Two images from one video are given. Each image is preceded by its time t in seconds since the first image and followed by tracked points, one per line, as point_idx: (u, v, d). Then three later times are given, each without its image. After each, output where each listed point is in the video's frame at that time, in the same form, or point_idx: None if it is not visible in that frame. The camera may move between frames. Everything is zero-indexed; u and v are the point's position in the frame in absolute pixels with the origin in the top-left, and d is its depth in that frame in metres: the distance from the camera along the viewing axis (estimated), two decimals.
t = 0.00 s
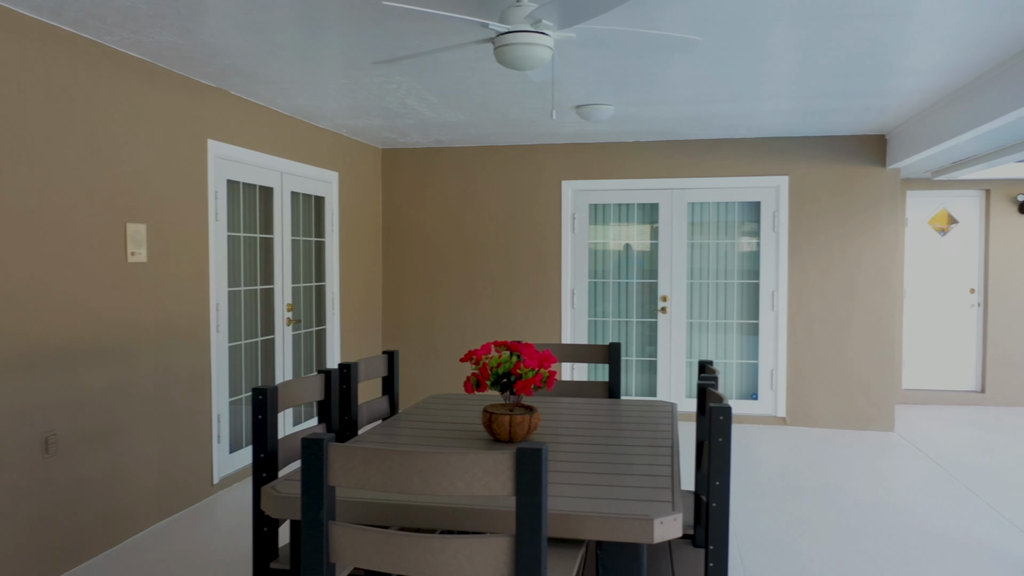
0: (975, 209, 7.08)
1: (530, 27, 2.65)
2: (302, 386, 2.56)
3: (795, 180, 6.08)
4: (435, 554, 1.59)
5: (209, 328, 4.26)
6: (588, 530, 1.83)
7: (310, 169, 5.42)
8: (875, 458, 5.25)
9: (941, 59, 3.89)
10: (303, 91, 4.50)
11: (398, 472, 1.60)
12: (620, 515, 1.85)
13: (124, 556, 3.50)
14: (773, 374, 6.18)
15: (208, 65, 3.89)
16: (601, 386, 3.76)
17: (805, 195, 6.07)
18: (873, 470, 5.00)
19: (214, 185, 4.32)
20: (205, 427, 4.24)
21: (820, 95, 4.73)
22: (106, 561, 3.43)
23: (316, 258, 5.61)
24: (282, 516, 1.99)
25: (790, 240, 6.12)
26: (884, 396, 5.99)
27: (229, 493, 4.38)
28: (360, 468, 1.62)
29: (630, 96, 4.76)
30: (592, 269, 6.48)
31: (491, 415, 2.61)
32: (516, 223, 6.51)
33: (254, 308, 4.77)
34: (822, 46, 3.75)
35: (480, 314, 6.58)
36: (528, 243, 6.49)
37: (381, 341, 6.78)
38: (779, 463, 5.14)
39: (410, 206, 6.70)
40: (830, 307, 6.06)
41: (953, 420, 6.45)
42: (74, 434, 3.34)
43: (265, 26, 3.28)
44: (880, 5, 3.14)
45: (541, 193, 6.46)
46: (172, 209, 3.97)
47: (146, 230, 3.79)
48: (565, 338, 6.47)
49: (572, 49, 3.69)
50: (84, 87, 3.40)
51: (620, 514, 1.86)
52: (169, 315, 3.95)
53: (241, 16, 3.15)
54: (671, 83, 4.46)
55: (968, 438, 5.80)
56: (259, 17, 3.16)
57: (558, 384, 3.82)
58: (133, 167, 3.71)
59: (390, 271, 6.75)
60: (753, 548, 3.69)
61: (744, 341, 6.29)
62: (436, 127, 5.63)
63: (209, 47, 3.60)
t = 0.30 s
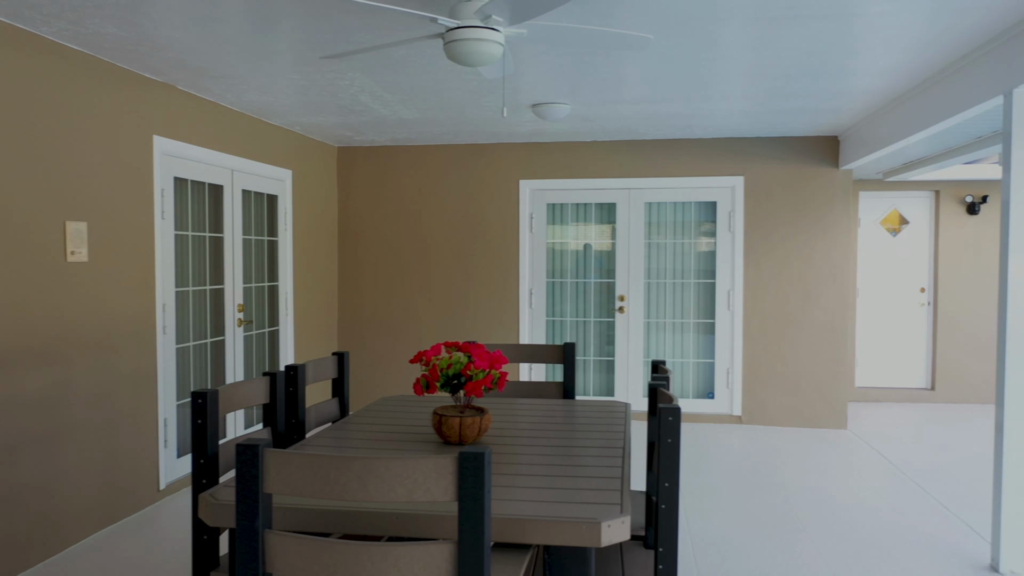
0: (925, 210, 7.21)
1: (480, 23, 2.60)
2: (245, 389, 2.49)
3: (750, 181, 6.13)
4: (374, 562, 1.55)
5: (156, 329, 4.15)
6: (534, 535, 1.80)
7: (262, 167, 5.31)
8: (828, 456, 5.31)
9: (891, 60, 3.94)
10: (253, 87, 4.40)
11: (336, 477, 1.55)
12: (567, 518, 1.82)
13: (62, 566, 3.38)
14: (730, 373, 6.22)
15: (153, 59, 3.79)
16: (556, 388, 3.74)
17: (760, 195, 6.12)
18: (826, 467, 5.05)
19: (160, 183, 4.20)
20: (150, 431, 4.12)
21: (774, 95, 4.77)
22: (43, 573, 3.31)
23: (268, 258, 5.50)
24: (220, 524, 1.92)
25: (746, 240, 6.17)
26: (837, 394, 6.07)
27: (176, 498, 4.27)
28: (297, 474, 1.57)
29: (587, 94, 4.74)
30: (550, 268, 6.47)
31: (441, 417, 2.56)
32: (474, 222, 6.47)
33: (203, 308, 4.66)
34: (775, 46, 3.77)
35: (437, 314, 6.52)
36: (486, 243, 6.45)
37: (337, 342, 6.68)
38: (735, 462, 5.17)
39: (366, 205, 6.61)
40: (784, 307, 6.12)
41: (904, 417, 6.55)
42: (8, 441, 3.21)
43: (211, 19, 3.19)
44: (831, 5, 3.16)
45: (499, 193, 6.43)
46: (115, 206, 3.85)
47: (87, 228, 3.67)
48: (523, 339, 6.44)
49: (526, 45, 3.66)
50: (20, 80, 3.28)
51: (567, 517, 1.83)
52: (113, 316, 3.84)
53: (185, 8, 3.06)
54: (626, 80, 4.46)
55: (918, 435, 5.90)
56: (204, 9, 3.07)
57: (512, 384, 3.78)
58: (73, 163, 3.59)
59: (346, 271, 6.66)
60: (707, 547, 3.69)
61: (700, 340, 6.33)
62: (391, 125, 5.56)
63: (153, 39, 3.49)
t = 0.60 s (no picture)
0: (880, 212, 7.33)
1: (432, 19, 2.54)
2: (189, 393, 2.42)
3: (709, 181, 6.17)
4: (313, 572, 1.50)
5: (102, 331, 4.04)
6: (481, 540, 1.77)
7: (215, 165, 5.21)
8: (785, 454, 5.35)
9: (844, 62, 3.98)
10: (205, 83, 4.31)
11: (273, 486, 1.50)
12: (515, 523, 1.79)
13: None
14: (689, 373, 6.25)
15: (98, 53, 3.68)
16: (512, 389, 3.71)
17: (718, 196, 6.16)
18: (783, 465, 5.09)
19: (107, 181, 4.09)
20: (97, 436, 4.01)
21: (731, 96, 4.79)
22: None
23: (222, 258, 5.40)
24: (156, 534, 1.86)
25: (704, 240, 6.20)
26: (794, 393, 6.13)
27: (124, 505, 4.15)
28: (233, 483, 1.51)
29: (545, 93, 4.72)
30: (510, 268, 6.44)
31: (392, 419, 2.51)
32: (433, 222, 6.41)
33: (154, 310, 4.55)
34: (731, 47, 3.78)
35: (396, 314, 6.46)
36: (446, 244, 6.40)
37: (295, 343, 6.58)
38: (693, 461, 5.19)
39: (324, 205, 6.52)
40: (743, 307, 6.16)
41: (860, 415, 6.64)
42: None
43: (157, 12, 3.11)
44: (785, 7, 3.17)
45: (459, 193, 6.38)
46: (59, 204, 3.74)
47: (29, 226, 3.55)
48: (484, 340, 6.40)
49: (481, 42, 3.62)
50: None
51: (515, 521, 1.80)
52: (56, 317, 3.72)
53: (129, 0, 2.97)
54: (584, 80, 4.45)
55: (872, 432, 5.98)
56: (149, 2, 2.99)
57: (468, 386, 3.74)
58: (14, 160, 3.47)
59: (304, 271, 6.56)
60: (664, 546, 3.69)
61: (660, 340, 6.35)
62: (348, 124, 5.49)
63: (98, 33, 3.39)
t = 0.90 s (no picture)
0: (832, 213, 7.44)
1: (377, 14, 2.50)
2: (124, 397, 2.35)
3: (664, 182, 6.20)
4: None
5: (42, 333, 3.91)
6: (421, 546, 1.73)
7: (163, 163, 5.09)
8: (738, 453, 5.40)
9: (794, 64, 4.02)
10: (151, 79, 4.20)
11: (201, 493, 1.44)
12: (457, 527, 1.76)
13: None
14: (645, 372, 6.28)
15: (36, 46, 3.56)
16: (464, 390, 3.68)
17: (674, 197, 6.19)
18: (736, 464, 5.13)
19: (46, 178, 3.96)
20: (36, 442, 3.88)
21: (685, 97, 4.82)
22: None
23: (171, 258, 5.27)
24: (83, 544, 1.79)
25: (660, 240, 6.22)
26: (748, 391, 6.19)
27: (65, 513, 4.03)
28: (159, 492, 1.46)
29: (500, 92, 4.70)
30: (467, 269, 6.40)
31: (337, 423, 2.47)
32: (389, 222, 6.35)
33: (98, 311, 4.42)
34: (684, 47, 3.79)
35: (352, 315, 6.38)
36: (402, 244, 6.34)
37: (247, 345, 6.46)
38: (648, 460, 5.20)
39: (278, 204, 6.41)
40: (698, 306, 6.20)
41: (813, 413, 6.73)
42: None
43: (96, 4, 3.02)
44: (734, 8, 3.19)
45: (414, 192, 6.33)
46: None
47: None
48: (440, 340, 6.35)
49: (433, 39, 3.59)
50: None
51: (457, 526, 1.77)
52: None
53: None
54: (539, 78, 4.43)
55: (824, 430, 6.07)
56: None
57: (420, 388, 3.70)
58: None
59: (256, 271, 6.44)
60: (617, 546, 3.68)
61: (616, 339, 6.36)
62: (301, 121, 5.41)
63: (35, 25, 3.28)
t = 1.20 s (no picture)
0: (789, 213, 7.52)
1: (324, 9, 2.45)
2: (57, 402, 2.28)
3: (623, 182, 6.21)
4: None
5: None
6: (362, 553, 1.70)
7: (112, 161, 4.97)
8: (696, 452, 5.42)
9: (749, 65, 4.06)
10: (97, 74, 4.10)
11: (131, 502, 1.39)
12: (400, 533, 1.73)
13: None
14: (605, 372, 6.28)
15: None
16: (418, 391, 3.64)
17: (633, 197, 6.21)
18: (693, 463, 5.15)
19: None
20: None
21: (643, 97, 4.82)
22: None
23: (120, 257, 5.15)
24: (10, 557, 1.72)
25: (619, 240, 6.24)
26: (706, 390, 6.23)
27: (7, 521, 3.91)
28: (84, 502, 1.40)
29: (458, 91, 4.66)
30: (426, 269, 6.35)
31: (283, 427, 2.42)
32: (347, 221, 6.27)
33: (41, 313, 4.30)
34: (639, 47, 3.80)
35: (309, 316, 6.29)
36: (360, 243, 6.27)
37: (201, 347, 6.34)
38: (607, 460, 5.20)
39: (233, 203, 6.30)
40: (656, 306, 6.23)
41: (770, 411, 6.79)
42: None
43: None
44: (688, 9, 3.20)
45: (372, 191, 6.26)
46: None
47: None
48: (399, 341, 6.29)
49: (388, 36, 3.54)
50: None
51: (401, 532, 1.74)
52: None
53: None
54: (496, 77, 4.41)
55: (781, 429, 6.13)
56: None
57: (373, 390, 3.64)
58: None
59: (211, 272, 6.32)
60: (573, 547, 3.66)
61: (576, 339, 6.36)
62: (256, 119, 5.31)
63: None
